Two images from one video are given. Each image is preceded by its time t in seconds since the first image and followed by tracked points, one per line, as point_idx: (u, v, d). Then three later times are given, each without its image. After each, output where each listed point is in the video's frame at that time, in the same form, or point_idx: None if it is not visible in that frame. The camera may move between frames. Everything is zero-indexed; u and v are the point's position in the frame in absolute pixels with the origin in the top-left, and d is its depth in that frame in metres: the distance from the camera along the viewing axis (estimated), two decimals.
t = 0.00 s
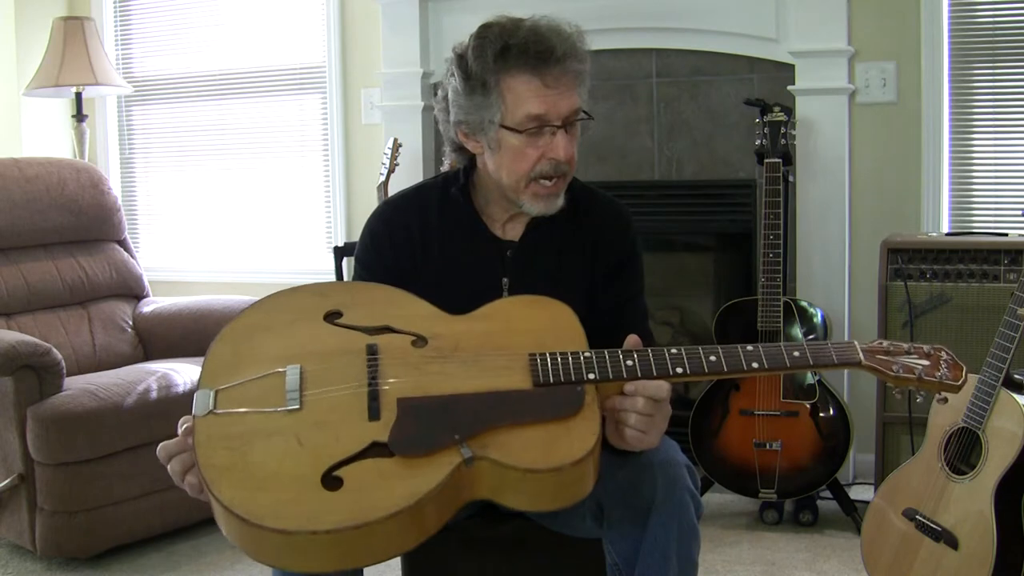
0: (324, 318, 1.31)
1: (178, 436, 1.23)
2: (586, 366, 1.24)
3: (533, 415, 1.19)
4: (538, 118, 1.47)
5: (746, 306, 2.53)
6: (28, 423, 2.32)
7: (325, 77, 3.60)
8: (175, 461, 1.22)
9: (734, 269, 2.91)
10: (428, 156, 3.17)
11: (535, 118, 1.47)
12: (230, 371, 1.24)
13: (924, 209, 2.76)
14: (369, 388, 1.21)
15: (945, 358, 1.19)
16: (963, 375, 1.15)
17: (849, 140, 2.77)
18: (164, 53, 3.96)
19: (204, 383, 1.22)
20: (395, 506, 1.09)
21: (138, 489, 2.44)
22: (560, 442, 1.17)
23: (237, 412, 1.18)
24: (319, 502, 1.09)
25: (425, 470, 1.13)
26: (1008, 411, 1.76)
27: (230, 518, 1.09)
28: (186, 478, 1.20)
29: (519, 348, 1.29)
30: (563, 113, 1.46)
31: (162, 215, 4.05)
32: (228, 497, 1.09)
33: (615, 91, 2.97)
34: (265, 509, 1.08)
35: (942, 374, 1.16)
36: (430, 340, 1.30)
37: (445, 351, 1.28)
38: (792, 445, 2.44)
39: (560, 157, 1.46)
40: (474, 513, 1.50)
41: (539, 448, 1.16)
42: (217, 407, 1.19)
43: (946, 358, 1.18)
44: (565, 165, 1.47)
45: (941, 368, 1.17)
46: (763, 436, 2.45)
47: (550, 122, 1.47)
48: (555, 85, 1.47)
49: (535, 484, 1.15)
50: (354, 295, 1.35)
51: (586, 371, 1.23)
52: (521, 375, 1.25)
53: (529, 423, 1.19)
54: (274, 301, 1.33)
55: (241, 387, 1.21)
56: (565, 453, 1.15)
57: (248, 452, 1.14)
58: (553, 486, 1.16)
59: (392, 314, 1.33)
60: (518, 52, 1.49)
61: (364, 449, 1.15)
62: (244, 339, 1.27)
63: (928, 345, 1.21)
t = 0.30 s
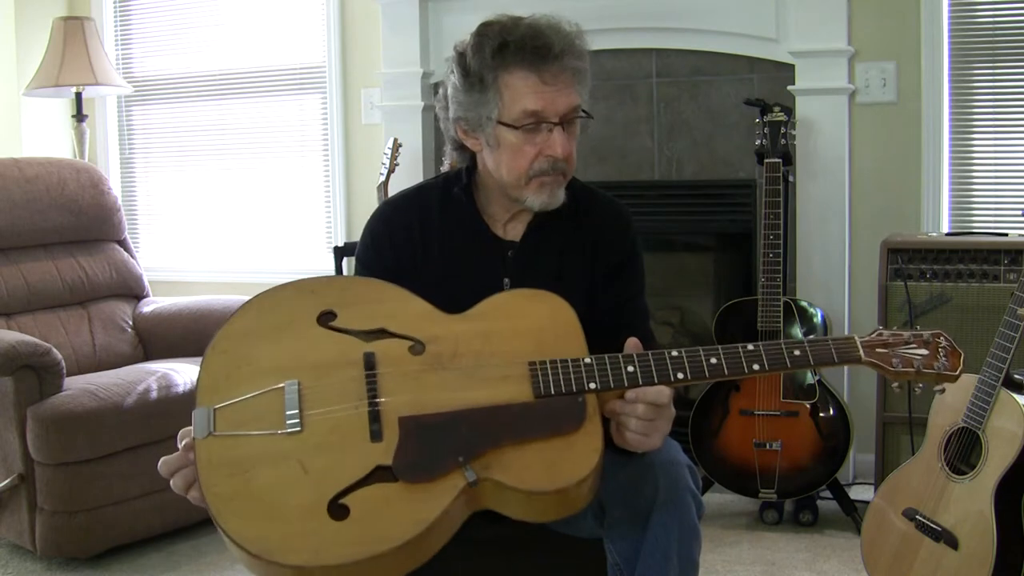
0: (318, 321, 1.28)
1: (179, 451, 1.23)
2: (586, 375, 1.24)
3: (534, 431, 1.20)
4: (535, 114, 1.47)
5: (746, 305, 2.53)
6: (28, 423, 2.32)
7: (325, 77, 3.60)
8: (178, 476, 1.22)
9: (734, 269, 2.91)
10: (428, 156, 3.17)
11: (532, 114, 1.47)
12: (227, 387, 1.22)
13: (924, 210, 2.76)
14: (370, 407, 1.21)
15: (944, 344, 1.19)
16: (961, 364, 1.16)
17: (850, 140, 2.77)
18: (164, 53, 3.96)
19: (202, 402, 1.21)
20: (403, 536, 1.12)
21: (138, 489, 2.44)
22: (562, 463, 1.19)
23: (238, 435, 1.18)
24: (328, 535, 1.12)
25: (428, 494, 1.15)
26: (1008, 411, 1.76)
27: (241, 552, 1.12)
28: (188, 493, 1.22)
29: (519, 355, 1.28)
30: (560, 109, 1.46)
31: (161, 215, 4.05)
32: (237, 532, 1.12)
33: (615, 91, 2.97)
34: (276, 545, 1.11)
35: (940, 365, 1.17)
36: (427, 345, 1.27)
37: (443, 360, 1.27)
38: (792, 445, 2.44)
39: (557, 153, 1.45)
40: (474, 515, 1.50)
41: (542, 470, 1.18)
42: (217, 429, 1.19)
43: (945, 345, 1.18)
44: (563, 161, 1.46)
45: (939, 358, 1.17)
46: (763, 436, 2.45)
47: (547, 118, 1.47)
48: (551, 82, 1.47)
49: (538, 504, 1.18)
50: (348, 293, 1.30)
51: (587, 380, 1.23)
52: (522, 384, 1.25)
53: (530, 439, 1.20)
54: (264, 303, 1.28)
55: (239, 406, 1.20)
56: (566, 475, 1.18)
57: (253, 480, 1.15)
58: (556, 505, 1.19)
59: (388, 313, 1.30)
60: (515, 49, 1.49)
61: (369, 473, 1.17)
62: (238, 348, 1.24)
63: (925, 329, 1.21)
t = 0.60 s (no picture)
0: (316, 332, 1.24)
1: (181, 465, 1.22)
2: (593, 401, 1.22)
3: (540, 463, 1.20)
4: (510, 95, 1.47)
5: (746, 306, 2.52)
6: (28, 423, 2.32)
7: (325, 76, 3.60)
8: (182, 490, 1.22)
9: (734, 269, 2.91)
10: (428, 155, 3.17)
11: (506, 95, 1.47)
12: (228, 408, 1.20)
13: (923, 211, 2.76)
14: (375, 438, 1.20)
15: (951, 348, 1.18)
16: (966, 374, 1.17)
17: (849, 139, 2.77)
18: (163, 52, 3.96)
19: (203, 425, 1.20)
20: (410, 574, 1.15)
21: (138, 489, 2.44)
22: (566, 496, 1.20)
23: (242, 465, 1.18)
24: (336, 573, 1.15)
25: (435, 530, 1.17)
26: (1008, 411, 1.76)
27: None
28: (193, 506, 1.22)
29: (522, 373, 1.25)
30: (535, 90, 1.46)
31: (161, 215, 4.05)
32: (247, 568, 1.15)
33: (615, 91, 2.97)
34: None
35: (945, 376, 1.17)
36: (430, 362, 1.24)
37: (449, 380, 1.24)
38: (792, 446, 2.44)
39: (529, 133, 1.45)
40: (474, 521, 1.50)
41: (548, 504, 1.20)
42: (221, 458, 1.18)
43: (953, 352, 1.17)
44: (537, 142, 1.45)
45: (945, 368, 1.17)
46: (763, 436, 2.46)
47: (522, 99, 1.47)
48: (528, 63, 1.47)
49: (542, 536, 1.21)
50: (346, 299, 1.26)
51: (593, 407, 1.22)
52: (528, 408, 1.23)
53: (535, 471, 1.20)
54: (259, 312, 1.24)
55: (241, 432, 1.19)
56: (571, 510, 1.19)
57: (260, 515, 1.17)
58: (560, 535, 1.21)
59: (389, 323, 1.26)
60: (493, 30, 1.49)
61: (375, 506, 1.18)
62: (236, 362, 1.22)
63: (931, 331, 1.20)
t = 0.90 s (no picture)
0: (320, 324, 1.25)
1: (181, 455, 1.23)
2: (594, 397, 1.22)
3: (539, 456, 1.20)
4: (498, 90, 1.47)
5: (746, 305, 2.52)
6: (28, 423, 2.32)
7: (325, 77, 3.60)
8: (182, 480, 1.22)
9: (734, 269, 2.91)
10: (428, 156, 3.17)
11: (495, 90, 1.48)
12: (230, 398, 1.21)
13: (923, 211, 2.76)
14: (375, 430, 1.20)
15: (954, 359, 1.18)
16: (969, 384, 1.17)
17: (849, 139, 2.77)
18: (163, 53, 3.96)
19: (204, 412, 1.20)
20: (407, 565, 1.15)
21: (138, 489, 2.44)
22: (565, 489, 1.20)
23: (243, 451, 1.19)
24: (332, 562, 1.15)
25: (432, 521, 1.17)
26: (1008, 411, 1.75)
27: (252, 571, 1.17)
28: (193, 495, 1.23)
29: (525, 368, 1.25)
30: (523, 86, 1.46)
31: (161, 215, 4.05)
32: (244, 554, 1.16)
33: (615, 91, 2.97)
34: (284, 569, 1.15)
35: (948, 386, 1.18)
36: (433, 357, 1.24)
37: (450, 373, 1.24)
38: (792, 445, 2.44)
39: (516, 128, 1.45)
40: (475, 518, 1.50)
41: (545, 496, 1.19)
42: (221, 444, 1.19)
43: (955, 362, 1.17)
44: (524, 137, 1.46)
45: (947, 378, 1.18)
46: (763, 436, 2.46)
47: (510, 95, 1.47)
48: (516, 58, 1.47)
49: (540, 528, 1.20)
50: (351, 293, 1.26)
51: (594, 403, 1.22)
52: (529, 402, 1.23)
53: (534, 464, 1.20)
54: (264, 303, 1.24)
55: (241, 419, 1.20)
56: (568, 504, 1.19)
57: (257, 502, 1.17)
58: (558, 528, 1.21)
59: (392, 318, 1.26)
60: (483, 25, 1.49)
61: (373, 496, 1.18)
62: (240, 354, 1.22)
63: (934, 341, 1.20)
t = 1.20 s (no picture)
0: (321, 326, 1.25)
1: (183, 457, 1.23)
2: (595, 401, 1.22)
3: (540, 461, 1.20)
4: (501, 88, 1.47)
5: (746, 305, 2.52)
6: (28, 423, 2.32)
7: (325, 77, 3.60)
8: (183, 482, 1.22)
9: (734, 269, 2.91)
10: (428, 156, 3.17)
11: (498, 88, 1.48)
12: (230, 400, 1.21)
13: (923, 211, 2.76)
14: (376, 434, 1.20)
15: (955, 361, 1.18)
16: (970, 386, 1.17)
17: (849, 140, 2.77)
18: (163, 52, 3.96)
19: (205, 415, 1.20)
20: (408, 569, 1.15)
21: (138, 489, 2.44)
22: (566, 494, 1.20)
23: (244, 455, 1.19)
24: (333, 566, 1.15)
25: (433, 526, 1.17)
26: (1008, 411, 1.75)
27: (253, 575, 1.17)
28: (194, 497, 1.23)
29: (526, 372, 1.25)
30: (526, 85, 1.46)
31: (161, 215, 4.05)
32: (244, 558, 1.16)
33: (615, 91, 2.97)
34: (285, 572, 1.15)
35: (949, 389, 1.18)
36: (434, 360, 1.24)
37: (451, 376, 1.24)
38: (792, 446, 2.44)
39: (515, 126, 1.46)
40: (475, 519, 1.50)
41: (547, 501, 1.19)
42: (222, 447, 1.19)
43: (956, 365, 1.18)
44: (523, 136, 1.46)
45: (949, 381, 1.18)
46: (763, 436, 2.46)
47: (512, 93, 1.47)
48: (521, 57, 1.47)
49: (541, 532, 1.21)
50: (352, 294, 1.26)
51: (595, 407, 1.22)
52: (530, 406, 1.23)
53: (535, 469, 1.20)
54: (265, 304, 1.24)
55: (243, 423, 1.20)
56: (569, 509, 1.19)
57: (258, 507, 1.17)
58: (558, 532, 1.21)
59: (393, 320, 1.26)
60: (491, 23, 1.49)
61: (374, 500, 1.18)
62: (240, 355, 1.22)
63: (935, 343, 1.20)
